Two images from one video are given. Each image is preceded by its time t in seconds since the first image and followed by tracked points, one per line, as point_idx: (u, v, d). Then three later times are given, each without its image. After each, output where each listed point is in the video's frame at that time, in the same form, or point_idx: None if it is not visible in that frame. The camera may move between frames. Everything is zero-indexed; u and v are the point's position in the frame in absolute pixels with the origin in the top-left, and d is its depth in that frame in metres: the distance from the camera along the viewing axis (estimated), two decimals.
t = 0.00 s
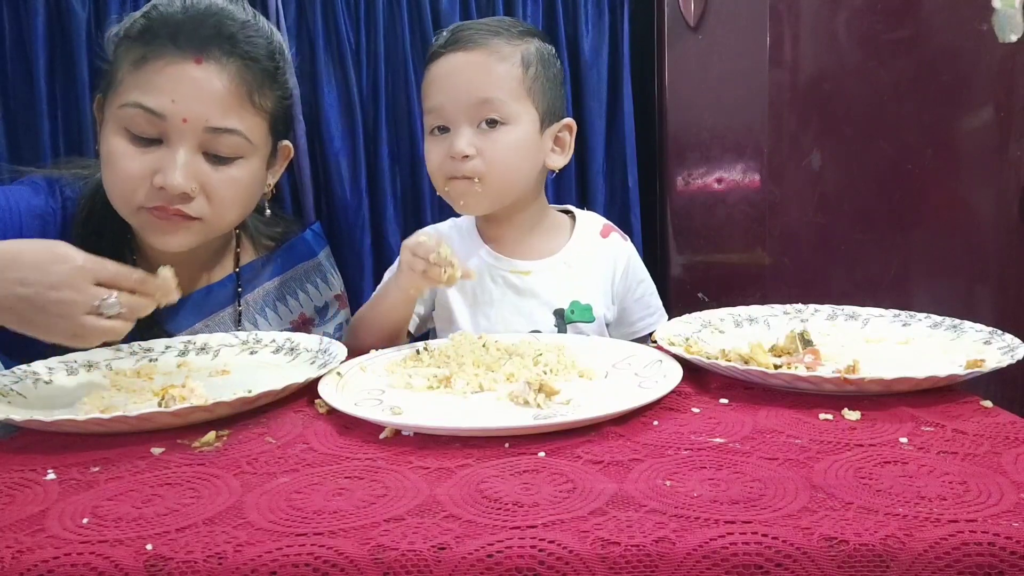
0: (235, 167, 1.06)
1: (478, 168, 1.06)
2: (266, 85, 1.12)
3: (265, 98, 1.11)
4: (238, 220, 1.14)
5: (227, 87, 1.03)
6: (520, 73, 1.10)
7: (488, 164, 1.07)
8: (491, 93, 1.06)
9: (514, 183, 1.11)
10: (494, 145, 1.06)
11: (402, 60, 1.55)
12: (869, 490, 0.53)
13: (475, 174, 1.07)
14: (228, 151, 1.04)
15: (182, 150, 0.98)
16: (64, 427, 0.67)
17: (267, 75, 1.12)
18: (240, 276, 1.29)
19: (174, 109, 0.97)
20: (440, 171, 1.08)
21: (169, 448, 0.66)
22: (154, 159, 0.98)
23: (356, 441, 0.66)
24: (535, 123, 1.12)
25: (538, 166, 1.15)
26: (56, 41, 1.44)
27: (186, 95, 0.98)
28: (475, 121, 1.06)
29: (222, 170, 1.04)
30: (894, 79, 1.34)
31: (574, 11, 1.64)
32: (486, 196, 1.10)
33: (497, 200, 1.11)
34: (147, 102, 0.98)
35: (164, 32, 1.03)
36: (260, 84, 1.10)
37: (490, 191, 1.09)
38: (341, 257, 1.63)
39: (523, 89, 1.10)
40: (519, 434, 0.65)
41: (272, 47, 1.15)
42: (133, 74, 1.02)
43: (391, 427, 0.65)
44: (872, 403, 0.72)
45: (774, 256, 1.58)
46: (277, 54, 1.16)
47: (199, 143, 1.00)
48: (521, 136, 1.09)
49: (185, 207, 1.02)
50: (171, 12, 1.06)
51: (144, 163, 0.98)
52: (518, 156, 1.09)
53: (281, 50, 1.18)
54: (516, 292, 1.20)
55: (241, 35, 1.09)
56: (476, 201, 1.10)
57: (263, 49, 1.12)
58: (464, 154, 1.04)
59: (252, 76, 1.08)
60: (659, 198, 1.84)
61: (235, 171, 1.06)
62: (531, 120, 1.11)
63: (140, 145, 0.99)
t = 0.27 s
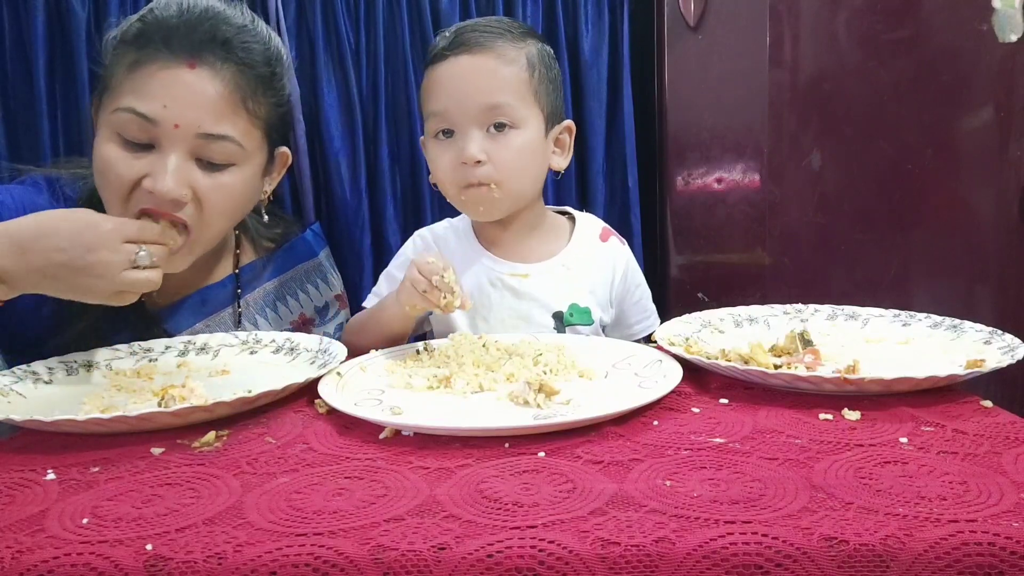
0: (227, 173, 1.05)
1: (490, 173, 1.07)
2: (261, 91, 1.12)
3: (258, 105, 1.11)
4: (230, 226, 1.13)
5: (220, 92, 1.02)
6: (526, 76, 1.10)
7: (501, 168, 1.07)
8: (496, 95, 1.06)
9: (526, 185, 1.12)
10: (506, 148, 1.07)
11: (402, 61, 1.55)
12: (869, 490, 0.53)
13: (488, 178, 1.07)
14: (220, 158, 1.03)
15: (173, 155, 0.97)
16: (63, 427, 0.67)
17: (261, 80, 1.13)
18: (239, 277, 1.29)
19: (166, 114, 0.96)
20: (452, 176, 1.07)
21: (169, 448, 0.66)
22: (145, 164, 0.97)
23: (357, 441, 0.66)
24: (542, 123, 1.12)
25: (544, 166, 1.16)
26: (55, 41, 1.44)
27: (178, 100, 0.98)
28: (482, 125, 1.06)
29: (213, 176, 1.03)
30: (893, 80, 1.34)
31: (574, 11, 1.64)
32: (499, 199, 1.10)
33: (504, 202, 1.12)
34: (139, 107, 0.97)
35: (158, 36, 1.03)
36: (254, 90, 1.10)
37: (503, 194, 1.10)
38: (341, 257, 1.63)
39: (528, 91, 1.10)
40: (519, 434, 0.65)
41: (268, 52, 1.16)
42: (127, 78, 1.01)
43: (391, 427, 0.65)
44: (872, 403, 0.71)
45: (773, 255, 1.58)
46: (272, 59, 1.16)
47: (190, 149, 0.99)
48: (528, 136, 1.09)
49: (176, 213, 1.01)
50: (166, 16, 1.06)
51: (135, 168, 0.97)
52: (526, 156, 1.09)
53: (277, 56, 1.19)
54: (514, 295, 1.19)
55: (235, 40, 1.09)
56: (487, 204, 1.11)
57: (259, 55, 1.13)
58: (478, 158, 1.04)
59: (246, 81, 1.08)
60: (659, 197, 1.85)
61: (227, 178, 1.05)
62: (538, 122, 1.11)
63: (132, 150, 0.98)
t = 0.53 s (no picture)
0: (238, 174, 1.07)
1: (497, 175, 1.07)
2: (270, 93, 1.11)
3: (268, 105, 1.11)
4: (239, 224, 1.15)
5: (231, 94, 1.03)
6: (531, 77, 1.11)
7: (508, 170, 1.07)
8: (501, 97, 1.06)
9: (531, 186, 1.13)
10: (513, 151, 1.07)
11: (402, 61, 1.55)
12: (869, 490, 0.53)
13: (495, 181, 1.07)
14: (231, 159, 1.04)
15: (185, 157, 0.99)
16: (63, 427, 0.67)
17: (271, 83, 1.11)
18: (240, 277, 1.29)
19: (178, 116, 0.97)
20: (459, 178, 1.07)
21: (170, 448, 0.66)
22: (157, 164, 0.99)
23: (357, 441, 0.66)
24: (546, 125, 1.13)
25: (547, 165, 1.16)
26: (56, 41, 1.44)
27: (191, 103, 0.98)
28: (487, 127, 1.06)
29: (224, 177, 1.05)
30: (893, 80, 1.34)
31: (574, 11, 1.64)
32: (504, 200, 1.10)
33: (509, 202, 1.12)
34: (150, 109, 0.98)
35: (167, 38, 1.02)
36: (265, 92, 1.10)
37: (509, 196, 1.10)
38: (342, 257, 1.63)
39: (533, 92, 1.11)
40: (519, 434, 0.65)
41: (277, 54, 1.14)
42: (137, 80, 1.01)
43: (391, 427, 0.65)
44: (872, 403, 0.72)
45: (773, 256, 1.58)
46: (282, 61, 1.15)
47: (202, 151, 1.00)
48: (533, 136, 1.09)
49: (186, 213, 1.04)
50: (175, 18, 1.04)
51: (147, 168, 0.99)
52: (532, 157, 1.10)
53: (286, 57, 1.17)
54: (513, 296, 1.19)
55: (246, 43, 1.08)
56: (492, 206, 1.11)
57: (268, 57, 1.11)
58: (486, 161, 1.05)
59: (257, 83, 1.08)
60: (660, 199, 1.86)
61: (237, 179, 1.07)
62: (542, 122, 1.12)
63: (144, 150, 1.00)
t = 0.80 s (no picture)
0: (253, 169, 1.06)
1: (499, 175, 1.07)
2: (281, 91, 1.11)
3: (280, 102, 1.11)
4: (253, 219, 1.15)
5: (246, 92, 1.03)
6: (530, 76, 1.11)
7: (510, 170, 1.07)
8: (501, 96, 1.06)
9: (533, 186, 1.13)
10: (514, 150, 1.07)
11: (402, 60, 1.55)
12: (869, 490, 0.53)
13: (497, 181, 1.07)
14: (246, 156, 1.04)
15: (202, 153, 0.99)
16: (63, 427, 0.67)
17: (280, 81, 1.11)
18: (239, 273, 1.29)
19: (194, 114, 0.98)
20: (460, 179, 1.07)
21: (169, 448, 0.66)
22: (175, 162, 0.99)
23: (357, 441, 0.66)
24: (546, 124, 1.13)
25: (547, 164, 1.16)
26: (56, 40, 1.44)
27: (206, 101, 0.99)
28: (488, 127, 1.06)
29: (240, 173, 1.05)
30: (893, 80, 1.34)
31: (574, 10, 1.64)
32: (506, 200, 1.10)
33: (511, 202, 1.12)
34: (167, 107, 0.98)
35: (180, 38, 1.03)
36: (276, 89, 1.10)
37: (511, 196, 1.10)
38: (341, 257, 1.63)
39: (533, 91, 1.11)
40: (519, 434, 0.65)
41: (285, 51, 1.14)
42: (150, 79, 1.02)
43: (391, 427, 0.65)
44: (872, 403, 0.71)
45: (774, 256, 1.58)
46: (290, 58, 1.15)
47: (218, 147, 1.00)
48: (534, 135, 1.09)
49: (204, 208, 1.03)
50: (186, 17, 1.05)
51: (165, 166, 0.99)
52: (534, 156, 1.10)
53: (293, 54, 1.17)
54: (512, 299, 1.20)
55: (256, 42, 1.08)
56: (494, 208, 1.11)
57: (278, 55, 1.11)
58: (487, 161, 1.05)
59: (268, 81, 1.08)
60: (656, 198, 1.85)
61: (253, 174, 1.06)
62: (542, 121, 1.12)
63: (161, 148, 1.00)
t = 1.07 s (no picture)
0: (261, 161, 1.08)
1: (499, 179, 1.07)
2: (289, 85, 1.11)
3: (286, 97, 1.11)
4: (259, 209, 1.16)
5: (257, 84, 1.04)
6: (529, 78, 1.11)
7: (511, 174, 1.07)
8: (499, 100, 1.05)
9: (535, 190, 1.12)
10: (515, 154, 1.07)
11: (402, 60, 1.55)
12: (869, 491, 0.53)
13: (497, 185, 1.07)
14: (254, 147, 1.06)
15: (212, 144, 1.00)
16: (64, 428, 0.67)
17: (288, 76, 1.11)
18: (240, 266, 1.30)
19: (205, 106, 0.99)
20: (460, 184, 1.07)
21: (169, 448, 0.66)
22: (184, 152, 1.00)
23: (356, 441, 0.66)
24: (546, 127, 1.13)
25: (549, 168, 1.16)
26: (56, 40, 1.44)
27: (217, 93, 1.00)
28: (487, 130, 1.06)
29: (248, 164, 1.06)
30: (894, 80, 1.35)
31: (574, 10, 1.64)
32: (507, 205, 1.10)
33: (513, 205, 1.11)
34: (179, 98, 0.99)
35: (193, 32, 1.03)
36: (285, 84, 1.10)
37: (512, 199, 1.10)
38: (341, 257, 1.63)
39: (532, 94, 1.11)
40: (519, 434, 0.65)
41: (292, 47, 1.13)
42: (162, 71, 1.02)
43: (391, 427, 0.65)
44: (872, 404, 0.71)
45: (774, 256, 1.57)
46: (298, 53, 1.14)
47: (227, 139, 1.02)
48: (534, 138, 1.09)
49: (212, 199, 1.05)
50: (198, 12, 1.05)
51: (175, 155, 1.00)
52: (534, 160, 1.10)
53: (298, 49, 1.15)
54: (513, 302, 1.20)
55: (266, 37, 1.08)
56: (496, 212, 1.11)
57: (285, 50, 1.11)
58: (487, 165, 1.05)
59: (277, 76, 1.08)
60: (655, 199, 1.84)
61: (261, 165, 1.08)
62: (542, 124, 1.12)
63: (170, 138, 1.01)
